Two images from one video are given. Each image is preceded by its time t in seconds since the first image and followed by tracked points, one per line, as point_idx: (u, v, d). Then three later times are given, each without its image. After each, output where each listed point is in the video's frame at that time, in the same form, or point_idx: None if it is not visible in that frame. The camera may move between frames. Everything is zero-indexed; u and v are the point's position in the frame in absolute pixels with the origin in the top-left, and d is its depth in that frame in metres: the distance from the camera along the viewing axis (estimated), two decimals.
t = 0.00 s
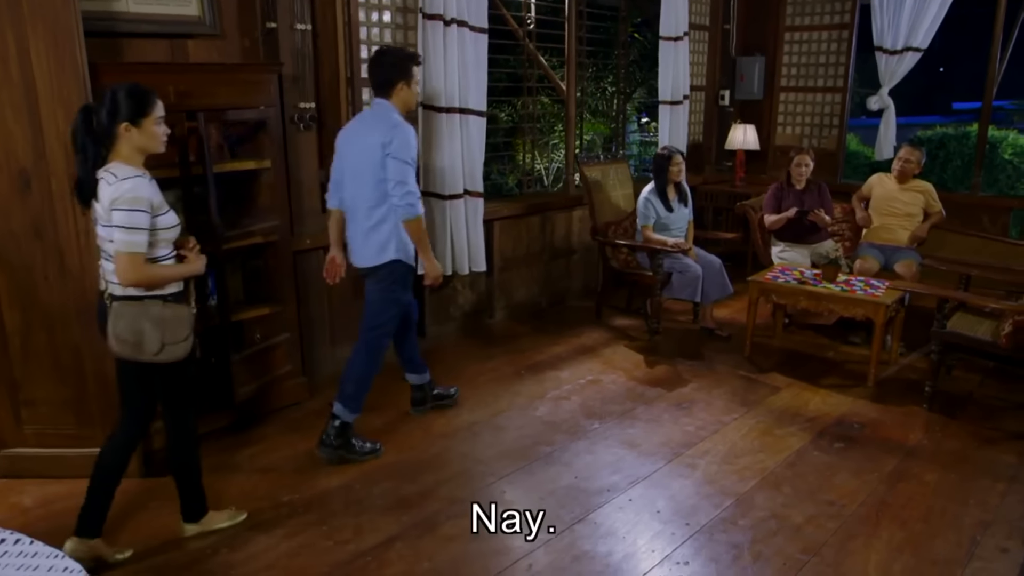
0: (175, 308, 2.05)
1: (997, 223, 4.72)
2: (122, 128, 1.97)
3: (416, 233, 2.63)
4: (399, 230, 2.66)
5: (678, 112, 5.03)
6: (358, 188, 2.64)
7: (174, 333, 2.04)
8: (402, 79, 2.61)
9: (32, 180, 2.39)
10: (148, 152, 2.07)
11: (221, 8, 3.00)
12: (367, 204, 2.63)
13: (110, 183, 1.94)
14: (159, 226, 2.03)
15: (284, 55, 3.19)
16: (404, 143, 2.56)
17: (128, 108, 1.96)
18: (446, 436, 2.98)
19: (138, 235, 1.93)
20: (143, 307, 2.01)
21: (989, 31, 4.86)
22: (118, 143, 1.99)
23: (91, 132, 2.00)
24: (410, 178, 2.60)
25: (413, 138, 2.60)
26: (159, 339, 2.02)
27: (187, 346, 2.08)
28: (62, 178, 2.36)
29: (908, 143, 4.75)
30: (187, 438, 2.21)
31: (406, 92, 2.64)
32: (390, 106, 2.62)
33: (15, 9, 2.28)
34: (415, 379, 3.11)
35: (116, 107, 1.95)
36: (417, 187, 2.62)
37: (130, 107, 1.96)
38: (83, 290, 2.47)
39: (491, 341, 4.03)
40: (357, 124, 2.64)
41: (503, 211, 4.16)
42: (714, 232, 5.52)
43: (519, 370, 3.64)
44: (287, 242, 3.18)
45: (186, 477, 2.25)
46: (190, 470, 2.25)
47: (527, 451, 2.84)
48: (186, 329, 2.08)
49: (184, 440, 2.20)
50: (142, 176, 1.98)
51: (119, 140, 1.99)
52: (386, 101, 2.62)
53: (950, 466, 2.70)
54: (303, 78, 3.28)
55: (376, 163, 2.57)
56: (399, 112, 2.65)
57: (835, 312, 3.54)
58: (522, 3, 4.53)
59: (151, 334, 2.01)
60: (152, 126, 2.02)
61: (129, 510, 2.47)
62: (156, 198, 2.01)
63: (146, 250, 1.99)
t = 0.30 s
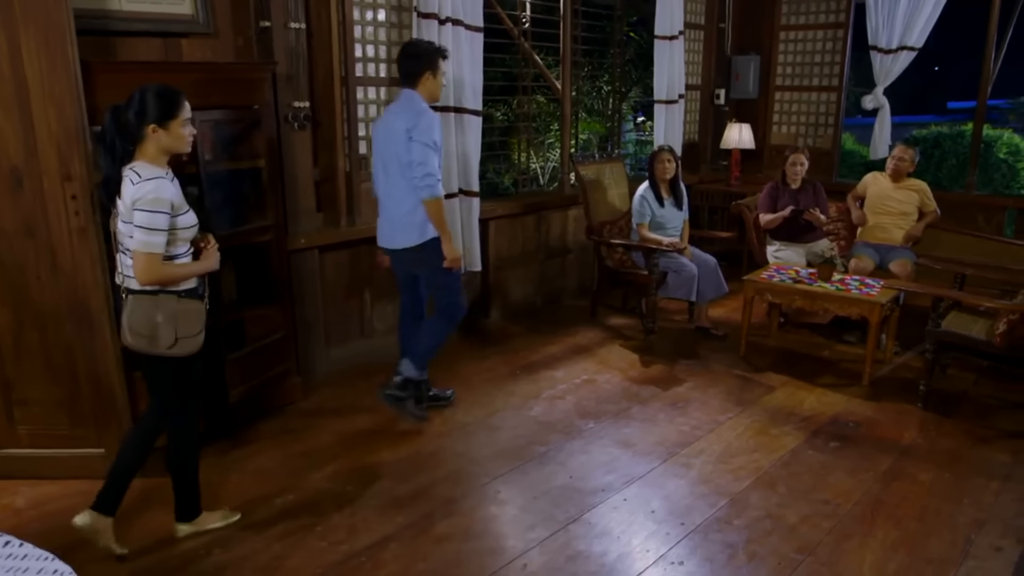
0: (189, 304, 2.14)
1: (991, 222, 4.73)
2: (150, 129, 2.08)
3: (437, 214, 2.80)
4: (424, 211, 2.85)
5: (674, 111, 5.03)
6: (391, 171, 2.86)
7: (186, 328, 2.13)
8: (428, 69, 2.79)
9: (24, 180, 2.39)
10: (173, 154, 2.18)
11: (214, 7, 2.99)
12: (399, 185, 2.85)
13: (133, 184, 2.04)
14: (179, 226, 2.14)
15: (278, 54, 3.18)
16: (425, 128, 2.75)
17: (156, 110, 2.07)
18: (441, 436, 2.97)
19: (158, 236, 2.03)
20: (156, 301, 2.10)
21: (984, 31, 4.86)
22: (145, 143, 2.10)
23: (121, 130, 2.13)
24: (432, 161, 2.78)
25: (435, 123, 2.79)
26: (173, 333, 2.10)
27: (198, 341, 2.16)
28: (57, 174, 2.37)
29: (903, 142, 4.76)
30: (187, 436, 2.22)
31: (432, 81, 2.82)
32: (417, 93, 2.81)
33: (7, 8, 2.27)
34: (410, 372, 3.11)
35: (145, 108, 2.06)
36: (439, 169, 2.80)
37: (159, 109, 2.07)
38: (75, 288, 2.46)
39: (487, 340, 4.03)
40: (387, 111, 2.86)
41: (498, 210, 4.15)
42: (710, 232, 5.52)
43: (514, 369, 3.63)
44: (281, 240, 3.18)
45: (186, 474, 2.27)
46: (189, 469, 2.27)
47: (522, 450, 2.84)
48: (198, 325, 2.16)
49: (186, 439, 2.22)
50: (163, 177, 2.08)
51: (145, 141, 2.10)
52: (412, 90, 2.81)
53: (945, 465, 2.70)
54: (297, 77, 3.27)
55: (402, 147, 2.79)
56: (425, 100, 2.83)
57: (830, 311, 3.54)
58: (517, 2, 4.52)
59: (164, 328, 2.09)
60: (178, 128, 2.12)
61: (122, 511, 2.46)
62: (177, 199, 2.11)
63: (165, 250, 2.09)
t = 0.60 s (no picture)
0: (181, 306, 2.13)
1: (988, 222, 4.71)
2: (155, 128, 2.09)
3: (458, 213, 2.91)
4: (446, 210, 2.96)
5: (670, 111, 5.01)
6: (415, 170, 2.96)
7: (177, 329, 2.13)
8: (460, 73, 2.89)
9: (10, 180, 2.36)
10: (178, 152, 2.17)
11: (205, 6, 2.96)
12: (422, 184, 2.96)
13: (134, 182, 2.03)
14: (182, 225, 2.13)
15: (270, 54, 3.16)
16: (453, 131, 2.87)
17: (161, 109, 2.07)
18: (434, 438, 2.95)
19: (161, 234, 2.02)
20: (150, 301, 2.11)
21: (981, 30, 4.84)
22: (150, 142, 2.10)
23: (126, 129, 2.14)
24: (457, 163, 2.90)
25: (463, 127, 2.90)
26: (162, 332, 2.11)
27: (190, 341, 2.16)
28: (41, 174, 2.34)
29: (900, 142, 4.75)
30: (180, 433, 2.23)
31: (462, 85, 2.91)
32: (445, 95, 2.90)
33: None
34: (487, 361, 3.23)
35: (150, 107, 2.07)
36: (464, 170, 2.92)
37: (163, 108, 2.08)
38: (62, 288, 2.44)
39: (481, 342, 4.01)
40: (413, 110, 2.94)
41: (493, 210, 4.12)
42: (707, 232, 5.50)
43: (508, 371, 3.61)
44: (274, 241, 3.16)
45: (177, 476, 2.26)
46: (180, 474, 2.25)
47: (515, 453, 2.82)
48: (191, 325, 2.16)
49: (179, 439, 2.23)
50: (163, 176, 2.08)
51: (150, 140, 2.10)
52: (442, 92, 2.91)
53: (940, 467, 2.68)
54: (289, 76, 3.24)
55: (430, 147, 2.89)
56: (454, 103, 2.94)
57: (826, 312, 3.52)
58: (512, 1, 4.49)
59: (155, 328, 2.10)
60: (183, 127, 2.13)
61: (110, 514, 2.44)
62: (178, 198, 2.10)
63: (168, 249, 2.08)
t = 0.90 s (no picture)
0: (174, 307, 2.14)
1: (984, 222, 4.68)
2: (150, 126, 2.08)
3: (491, 216, 2.99)
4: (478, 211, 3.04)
5: (665, 110, 4.97)
6: (451, 172, 3.04)
7: (169, 329, 2.13)
8: (494, 78, 2.96)
9: None
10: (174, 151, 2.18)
11: (191, 5, 2.93)
12: (457, 186, 3.03)
13: (133, 182, 2.04)
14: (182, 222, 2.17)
15: (257, 53, 3.12)
16: (488, 135, 2.93)
17: (157, 108, 2.07)
18: (424, 441, 2.92)
19: (168, 230, 2.05)
20: (143, 302, 2.12)
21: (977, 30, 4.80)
22: (146, 141, 2.10)
23: (123, 128, 2.13)
24: (491, 166, 2.97)
25: (498, 131, 2.96)
26: (153, 332, 2.12)
27: (181, 343, 2.16)
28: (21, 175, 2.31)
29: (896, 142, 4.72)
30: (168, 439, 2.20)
31: (496, 88, 2.99)
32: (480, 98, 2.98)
33: None
34: (497, 359, 3.33)
35: (146, 106, 2.06)
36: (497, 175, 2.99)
37: (159, 107, 2.07)
38: (42, 289, 2.40)
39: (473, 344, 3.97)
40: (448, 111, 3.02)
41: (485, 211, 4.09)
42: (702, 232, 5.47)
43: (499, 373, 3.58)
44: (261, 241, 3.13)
45: (160, 482, 2.21)
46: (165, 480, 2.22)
47: (504, 457, 2.79)
48: (182, 326, 2.16)
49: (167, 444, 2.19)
50: (160, 174, 2.10)
51: (147, 139, 2.10)
52: (478, 96, 2.98)
53: (934, 471, 2.65)
54: (276, 77, 3.20)
55: (466, 150, 2.96)
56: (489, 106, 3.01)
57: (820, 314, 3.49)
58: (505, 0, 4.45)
59: (147, 327, 2.11)
60: (179, 126, 2.13)
61: (91, 520, 2.40)
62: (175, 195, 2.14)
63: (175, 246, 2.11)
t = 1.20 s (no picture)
0: (171, 296, 2.18)
1: (980, 222, 4.63)
2: (146, 118, 2.14)
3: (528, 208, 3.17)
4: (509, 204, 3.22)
5: (658, 109, 4.92)
6: (478, 168, 3.20)
7: (166, 318, 2.16)
8: (516, 77, 3.16)
9: None
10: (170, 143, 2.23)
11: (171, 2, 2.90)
12: (486, 181, 3.20)
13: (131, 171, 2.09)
14: (177, 212, 2.20)
15: (240, 51, 3.04)
16: (517, 131, 3.13)
17: (153, 100, 2.13)
18: (410, 446, 2.87)
19: (161, 220, 2.08)
20: (142, 293, 2.16)
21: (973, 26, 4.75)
22: (142, 133, 2.16)
23: (120, 121, 2.19)
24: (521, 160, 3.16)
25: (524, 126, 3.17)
26: (150, 322, 2.14)
27: (178, 332, 2.18)
28: None
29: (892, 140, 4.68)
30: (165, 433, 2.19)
31: (517, 87, 3.20)
32: (502, 97, 3.18)
33: None
34: (489, 358, 3.34)
35: (141, 99, 2.12)
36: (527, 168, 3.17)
37: (155, 99, 2.13)
38: (15, 289, 2.35)
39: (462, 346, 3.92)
40: (470, 111, 3.19)
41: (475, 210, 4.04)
42: (697, 232, 5.42)
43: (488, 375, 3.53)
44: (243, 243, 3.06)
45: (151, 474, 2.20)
46: (156, 472, 2.21)
47: (490, 461, 2.74)
48: (180, 315, 2.19)
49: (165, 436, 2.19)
50: (158, 165, 2.14)
51: (143, 130, 2.16)
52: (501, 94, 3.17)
53: (927, 476, 2.60)
54: (259, 74, 3.07)
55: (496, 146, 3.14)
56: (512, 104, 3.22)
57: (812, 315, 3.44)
58: None
59: (144, 317, 2.14)
60: (173, 117, 2.18)
61: (66, 527, 2.35)
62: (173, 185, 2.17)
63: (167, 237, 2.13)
